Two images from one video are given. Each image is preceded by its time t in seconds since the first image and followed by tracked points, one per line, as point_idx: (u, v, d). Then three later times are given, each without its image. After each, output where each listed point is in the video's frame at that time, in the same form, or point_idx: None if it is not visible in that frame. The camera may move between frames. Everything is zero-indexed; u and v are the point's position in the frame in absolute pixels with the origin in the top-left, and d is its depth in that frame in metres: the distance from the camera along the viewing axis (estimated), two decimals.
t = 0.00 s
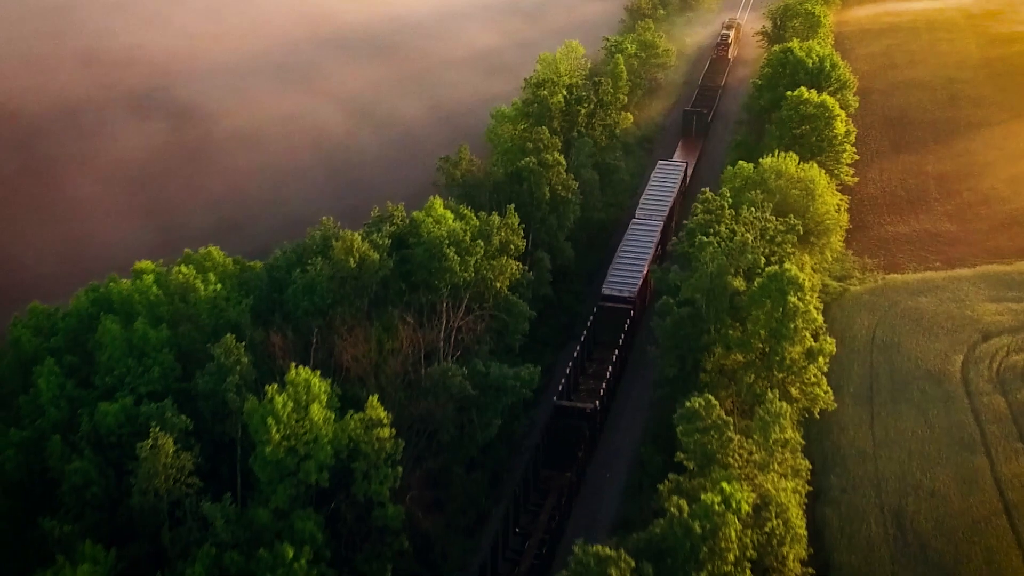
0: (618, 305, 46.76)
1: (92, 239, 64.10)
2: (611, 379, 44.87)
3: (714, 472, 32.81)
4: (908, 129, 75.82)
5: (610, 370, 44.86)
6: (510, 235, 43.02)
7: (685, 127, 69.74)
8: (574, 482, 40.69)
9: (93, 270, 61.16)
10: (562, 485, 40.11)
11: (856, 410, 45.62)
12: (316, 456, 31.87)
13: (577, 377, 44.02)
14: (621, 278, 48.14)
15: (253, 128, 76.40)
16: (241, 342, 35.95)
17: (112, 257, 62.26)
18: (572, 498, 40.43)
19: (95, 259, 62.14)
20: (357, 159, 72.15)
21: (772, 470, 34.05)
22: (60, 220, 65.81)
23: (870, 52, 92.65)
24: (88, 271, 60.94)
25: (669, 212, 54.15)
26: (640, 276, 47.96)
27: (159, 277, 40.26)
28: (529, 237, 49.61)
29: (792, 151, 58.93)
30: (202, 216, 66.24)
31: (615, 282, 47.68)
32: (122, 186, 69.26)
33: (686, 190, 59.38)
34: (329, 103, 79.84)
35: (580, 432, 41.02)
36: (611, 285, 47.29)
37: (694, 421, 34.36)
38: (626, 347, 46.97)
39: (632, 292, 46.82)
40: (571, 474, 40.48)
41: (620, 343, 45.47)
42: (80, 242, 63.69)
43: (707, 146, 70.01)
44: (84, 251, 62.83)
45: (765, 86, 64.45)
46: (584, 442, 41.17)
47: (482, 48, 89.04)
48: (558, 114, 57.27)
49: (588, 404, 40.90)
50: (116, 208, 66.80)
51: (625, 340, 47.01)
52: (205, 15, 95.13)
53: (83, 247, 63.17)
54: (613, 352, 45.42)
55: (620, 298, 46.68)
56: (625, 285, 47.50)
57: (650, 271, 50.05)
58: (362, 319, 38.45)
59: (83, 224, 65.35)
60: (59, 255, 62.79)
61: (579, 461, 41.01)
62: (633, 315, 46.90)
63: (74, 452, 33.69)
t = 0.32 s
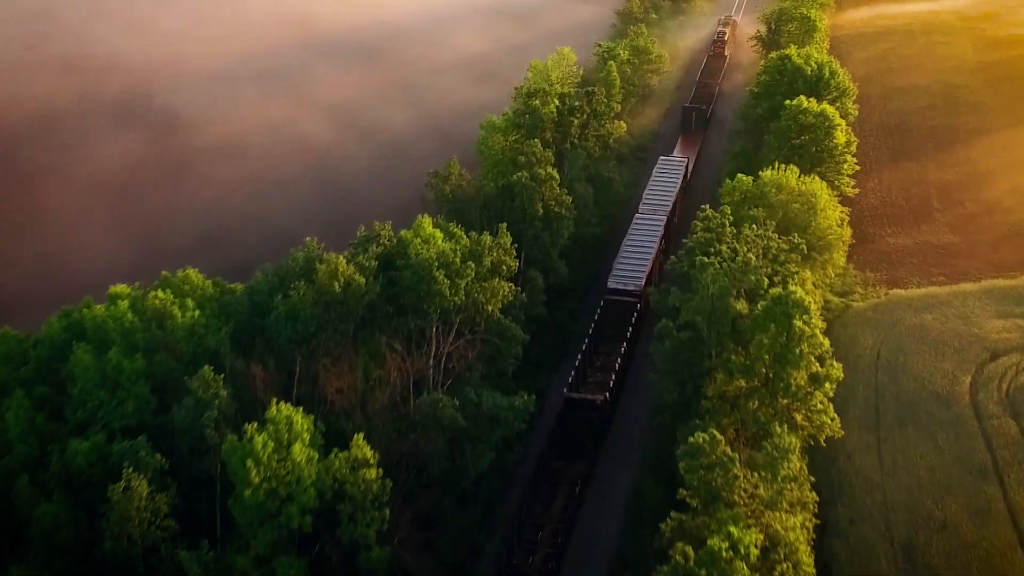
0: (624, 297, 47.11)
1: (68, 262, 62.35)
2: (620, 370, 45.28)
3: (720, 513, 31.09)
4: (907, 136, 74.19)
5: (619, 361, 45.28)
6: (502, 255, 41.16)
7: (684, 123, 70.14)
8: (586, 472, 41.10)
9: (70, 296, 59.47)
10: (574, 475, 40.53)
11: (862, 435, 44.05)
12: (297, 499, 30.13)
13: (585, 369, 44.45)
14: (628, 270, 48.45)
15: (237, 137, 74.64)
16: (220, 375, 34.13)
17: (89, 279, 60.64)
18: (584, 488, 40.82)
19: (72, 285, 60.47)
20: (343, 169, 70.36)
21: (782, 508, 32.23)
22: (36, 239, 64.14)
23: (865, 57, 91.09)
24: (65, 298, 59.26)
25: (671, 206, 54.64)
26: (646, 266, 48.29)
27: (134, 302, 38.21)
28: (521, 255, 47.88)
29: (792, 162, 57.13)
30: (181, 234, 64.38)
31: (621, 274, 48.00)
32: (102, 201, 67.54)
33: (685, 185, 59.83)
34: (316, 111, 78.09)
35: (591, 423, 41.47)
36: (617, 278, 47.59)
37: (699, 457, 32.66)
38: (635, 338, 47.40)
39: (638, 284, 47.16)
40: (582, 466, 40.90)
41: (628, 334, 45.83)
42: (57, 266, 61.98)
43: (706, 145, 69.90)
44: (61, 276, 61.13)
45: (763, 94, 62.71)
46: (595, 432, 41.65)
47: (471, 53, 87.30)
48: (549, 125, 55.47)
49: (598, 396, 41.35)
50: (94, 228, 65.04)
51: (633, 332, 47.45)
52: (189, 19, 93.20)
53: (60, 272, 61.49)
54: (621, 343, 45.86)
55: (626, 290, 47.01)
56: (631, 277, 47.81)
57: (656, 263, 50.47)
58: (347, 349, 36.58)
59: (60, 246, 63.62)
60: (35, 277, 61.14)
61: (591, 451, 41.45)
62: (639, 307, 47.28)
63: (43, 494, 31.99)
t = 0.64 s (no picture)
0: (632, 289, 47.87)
1: (46, 278, 60.34)
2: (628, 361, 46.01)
3: (728, 559, 29.24)
4: (908, 144, 72.58)
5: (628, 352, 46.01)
6: (496, 277, 39.30)
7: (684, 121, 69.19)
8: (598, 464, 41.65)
9: (49, 316, 57.56)
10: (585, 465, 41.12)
11: (871, 465, 42.37)
12: (280, 548, 28.38)
13: (594, 362, 45.12)
14: (635, 261, 49.14)
15: (224, 147, 72.91)
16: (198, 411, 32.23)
17: (71, 297, 58.81)
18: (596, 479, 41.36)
19: (51, 303, 58.49)
20: (333, 180, 68.54)
21: (795, 552, 30.37)
22: (15, 253, 62.23)
23: (862, 62, 89.52)
24: (44, 319, 57.34)
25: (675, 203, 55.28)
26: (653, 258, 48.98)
27: (108, 331, 36.14)
28: (515, 275, 46.06)
29: (794, 174, 55.56)
30: (163, 253, 62.48)
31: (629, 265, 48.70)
32: (84, 214, 65.68)
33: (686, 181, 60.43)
34: (301, 121, 76.13)
35: (602, 416, 42.07)
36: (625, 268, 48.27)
37: (706, 496, 30.80)
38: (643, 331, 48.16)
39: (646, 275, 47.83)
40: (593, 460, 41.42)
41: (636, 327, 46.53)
42: (34, 282, 59.97)
43: (703, 154, 68.41)
44: (38, 294, 59.15)
45: (763, 103, 60.92)
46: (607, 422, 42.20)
47: (462, 59, 85.74)
48: (544, 137, 53.68)
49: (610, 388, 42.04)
50: (73, 243, 63.07)
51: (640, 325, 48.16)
52: (173, 23, 91.17)
53: (37, 290, 59.50)
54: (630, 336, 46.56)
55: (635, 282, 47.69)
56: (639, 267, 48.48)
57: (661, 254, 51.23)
58: (333, 383, 34.85)
59: (38, 261, 61.60)
60: (13, 294, 59.24)
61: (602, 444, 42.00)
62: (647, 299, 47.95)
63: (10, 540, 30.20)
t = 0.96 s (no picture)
0: (640, 285, 49.28)
1: (23, 296, 58.28)
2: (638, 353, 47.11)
3: None
4: (912, 152, 70.88)
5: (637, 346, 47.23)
6: (491, 300, 37.43)
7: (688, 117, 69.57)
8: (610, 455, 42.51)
9: (25, 334, 55.52)
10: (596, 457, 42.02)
11: (882, 497, 40.67)
12: None
13: (604, 356, 46.32)
14: (643, 259, 50.64)
15: (211, 156, 71.09)
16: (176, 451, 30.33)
17: (50, 314, 56.87)
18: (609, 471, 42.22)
19: (28, 322, 56.42)
20: (322, 192, 66.74)
21: None
22: None
23: (863, 66, 87.85)
24: (20, 337, 55.33)
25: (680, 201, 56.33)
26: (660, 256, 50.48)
27: (85, 360, 33.70)
28: (510, 297, 44.35)
29: (798, 188, 53.77)
30: (145, 269, 60.42)
31: (636, 263, 50.25)
32: (65, 227, 63.78)
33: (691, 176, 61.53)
34: (289, 130, 74.23)
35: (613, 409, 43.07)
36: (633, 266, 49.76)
37: (713, 543, 29.13)
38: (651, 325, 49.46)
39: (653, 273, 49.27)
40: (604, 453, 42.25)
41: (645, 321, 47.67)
42: (11, 299, 57.88)
43: (703, 166, 66.89)
44: (14, 311, 57.06)
45: (765, 112, 59.09)
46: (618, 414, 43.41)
47: (454, 64, 84.09)
48: (540, 149, 51.87)
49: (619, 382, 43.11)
50: (53, 259, 61.21)
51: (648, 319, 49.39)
52: (158, 30, 89.25)
53: (14, 307, 57.43)
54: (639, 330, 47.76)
55: (643, 279, 49.14)
56: (646, 266, 49.95)
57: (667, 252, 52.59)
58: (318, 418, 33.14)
59: (15, 278, 59.55)
60: None
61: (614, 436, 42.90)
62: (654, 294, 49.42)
63: None
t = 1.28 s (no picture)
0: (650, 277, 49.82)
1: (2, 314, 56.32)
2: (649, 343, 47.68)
3: None
4: (918, 161, 69.18)
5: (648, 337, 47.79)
6: (487, 325, 35.57)
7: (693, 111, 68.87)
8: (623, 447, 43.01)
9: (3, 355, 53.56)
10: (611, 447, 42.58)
11: (897, 530, 38.90)
12: None
13: (615, 347, 46.89)
14: (651, 253, 51.15)
15: (199, 166, 69.29)
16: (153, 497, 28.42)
17: (32, 332, 55.00)
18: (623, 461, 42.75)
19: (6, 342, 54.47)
20: (312, 203, 64.85)
21: None
22: None
23: (865, 72, 86.20)
24: None
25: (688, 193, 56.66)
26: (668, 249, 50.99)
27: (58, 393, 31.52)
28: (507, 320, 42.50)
29: (805, 203, 51.89)
30: (129, 283, 58.50)
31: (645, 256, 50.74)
32: (48, 241, 61.92)
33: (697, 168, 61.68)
34: (280, 139, 72.52)
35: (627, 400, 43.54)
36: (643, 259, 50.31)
37: None
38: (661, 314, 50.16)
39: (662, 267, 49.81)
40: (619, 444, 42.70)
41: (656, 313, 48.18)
42: None
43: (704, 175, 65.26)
44: None
45: (769, 123, 57.25)
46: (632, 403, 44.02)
47: (448, 70, 82.37)
48: (538, 163, 50.11)
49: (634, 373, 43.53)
50: (36, 274, 59.34)
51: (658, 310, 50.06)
52: (146, 35, 87.53)
53: None
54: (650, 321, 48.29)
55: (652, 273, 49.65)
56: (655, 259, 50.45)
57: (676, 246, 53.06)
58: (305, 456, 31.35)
59: None
60: None
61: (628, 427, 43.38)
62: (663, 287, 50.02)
63: None
